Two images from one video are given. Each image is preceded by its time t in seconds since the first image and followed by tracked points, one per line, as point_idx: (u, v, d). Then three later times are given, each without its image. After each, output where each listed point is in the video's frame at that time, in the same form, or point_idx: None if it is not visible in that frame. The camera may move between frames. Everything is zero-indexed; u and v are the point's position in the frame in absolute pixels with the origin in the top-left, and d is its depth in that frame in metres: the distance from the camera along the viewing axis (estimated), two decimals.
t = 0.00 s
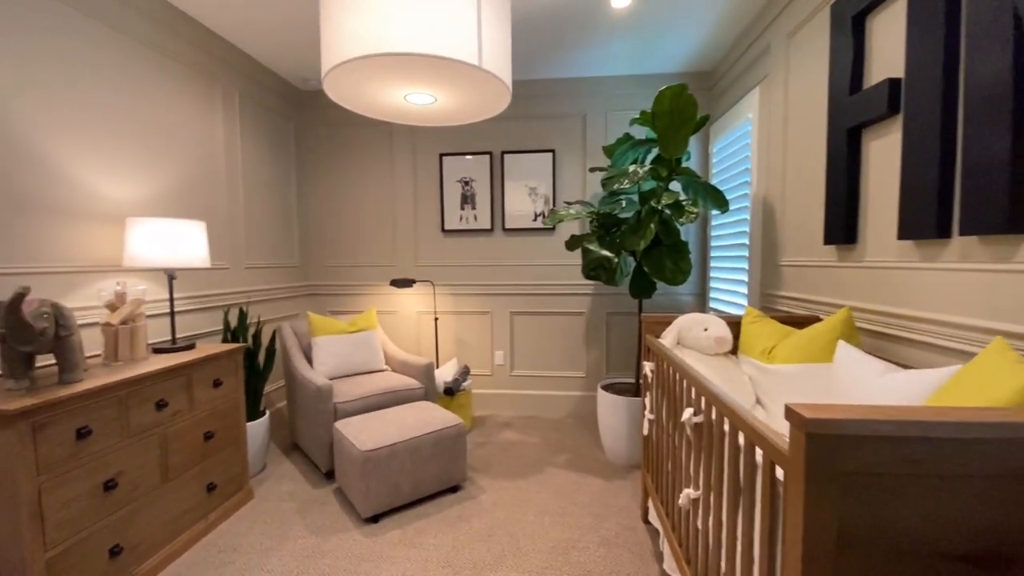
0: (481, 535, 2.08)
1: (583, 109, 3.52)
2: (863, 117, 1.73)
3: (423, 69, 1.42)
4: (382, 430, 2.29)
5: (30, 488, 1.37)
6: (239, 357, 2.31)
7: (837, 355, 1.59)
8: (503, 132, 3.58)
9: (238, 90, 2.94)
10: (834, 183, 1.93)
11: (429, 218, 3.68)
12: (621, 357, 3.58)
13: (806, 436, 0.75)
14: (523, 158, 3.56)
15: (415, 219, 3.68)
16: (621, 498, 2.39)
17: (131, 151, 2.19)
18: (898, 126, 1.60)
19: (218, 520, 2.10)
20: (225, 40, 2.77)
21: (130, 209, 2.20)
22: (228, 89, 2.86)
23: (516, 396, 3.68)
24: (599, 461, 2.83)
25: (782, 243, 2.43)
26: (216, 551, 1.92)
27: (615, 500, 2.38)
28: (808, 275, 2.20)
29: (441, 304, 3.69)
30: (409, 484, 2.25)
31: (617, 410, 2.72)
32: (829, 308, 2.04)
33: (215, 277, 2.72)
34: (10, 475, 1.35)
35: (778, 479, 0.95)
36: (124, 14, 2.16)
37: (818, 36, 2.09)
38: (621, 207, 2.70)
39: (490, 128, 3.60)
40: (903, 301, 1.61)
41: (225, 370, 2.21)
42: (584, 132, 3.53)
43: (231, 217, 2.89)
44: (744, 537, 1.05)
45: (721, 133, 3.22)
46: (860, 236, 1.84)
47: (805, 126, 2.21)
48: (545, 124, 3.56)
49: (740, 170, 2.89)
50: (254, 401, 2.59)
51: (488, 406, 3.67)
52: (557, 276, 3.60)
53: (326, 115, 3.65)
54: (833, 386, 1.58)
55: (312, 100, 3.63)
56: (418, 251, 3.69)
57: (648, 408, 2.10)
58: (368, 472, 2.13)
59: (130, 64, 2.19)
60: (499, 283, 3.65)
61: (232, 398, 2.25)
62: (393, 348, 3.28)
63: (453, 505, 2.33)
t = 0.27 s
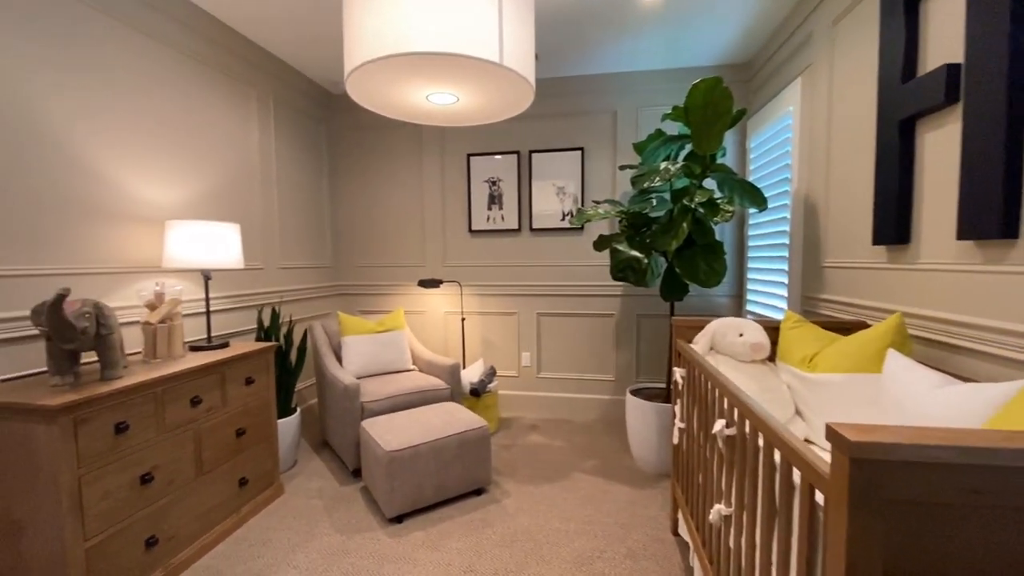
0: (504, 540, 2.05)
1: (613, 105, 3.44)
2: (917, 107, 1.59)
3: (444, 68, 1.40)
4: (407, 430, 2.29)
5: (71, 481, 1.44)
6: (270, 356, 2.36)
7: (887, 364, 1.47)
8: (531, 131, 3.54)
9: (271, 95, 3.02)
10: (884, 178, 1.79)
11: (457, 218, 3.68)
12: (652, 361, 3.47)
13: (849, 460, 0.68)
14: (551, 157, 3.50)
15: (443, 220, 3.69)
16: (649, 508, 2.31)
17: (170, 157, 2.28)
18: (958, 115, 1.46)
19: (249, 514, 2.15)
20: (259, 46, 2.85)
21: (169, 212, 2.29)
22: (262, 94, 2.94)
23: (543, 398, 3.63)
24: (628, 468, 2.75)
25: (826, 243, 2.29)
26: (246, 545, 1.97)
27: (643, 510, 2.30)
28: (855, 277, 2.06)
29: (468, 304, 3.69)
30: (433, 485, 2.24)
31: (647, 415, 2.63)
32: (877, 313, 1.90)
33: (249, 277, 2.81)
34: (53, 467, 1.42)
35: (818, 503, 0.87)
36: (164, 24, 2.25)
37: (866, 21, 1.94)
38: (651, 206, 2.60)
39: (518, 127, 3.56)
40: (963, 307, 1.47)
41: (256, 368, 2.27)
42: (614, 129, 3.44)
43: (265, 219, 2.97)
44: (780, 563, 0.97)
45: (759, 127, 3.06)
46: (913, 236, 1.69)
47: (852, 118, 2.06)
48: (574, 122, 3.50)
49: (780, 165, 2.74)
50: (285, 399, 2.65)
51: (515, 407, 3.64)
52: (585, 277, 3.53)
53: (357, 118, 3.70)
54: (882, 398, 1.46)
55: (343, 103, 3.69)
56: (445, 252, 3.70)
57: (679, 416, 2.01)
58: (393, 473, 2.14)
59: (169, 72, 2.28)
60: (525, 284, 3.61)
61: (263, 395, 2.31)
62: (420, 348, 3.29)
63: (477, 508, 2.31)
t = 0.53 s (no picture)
0: (528, 546, 2.02)
1: (644, 102, 3.34)
2: (978, 95, 1.45)
3: (467, 67, 1.37)
4: (432, 431, 2.30)
5: (112, 474, 1.50)
6: (301, 355, 2.42)
7: (943, 375, 1.35)
8: (559, 130, 3.49)
9: (305, 99, 3.10)
10: (940, 173, 1.65)
11: (485, 219, 3.67)
12: (684, 365, 3.36)
13: (900, 489, 0.61)
14: (580, 156, 3.44)
15: (472, 220, 3.69)
16: (679, 519, 2.22)
17: (208, 162, 2.37)
18: None
19: (280, 509, 2.21)
20: (293, 52, 2.93)
21: (207, 215, 2.38)
22: (296, 99, 3.02)
23: (570, 402, 3.57)
24: (657, 476, 2.66)
25: (874, 244, 2.14)
26: (276, 540, 2.02)
27: (673, 521, 2.21)
28: (907, 280, 1.91)
29: (496, 305, 3.67)
30: (458, 487, 2.23)
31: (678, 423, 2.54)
32: (933, 319, 1.75)
33: (283, 278, 2.89)
34: (96, 460, 1.49)
35: (863, 530, 0.80)
36: (202, 34, 2.33)
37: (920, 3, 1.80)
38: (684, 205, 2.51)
39: (547, 126, 3.52)
40: None
41: (288, 367, 2.32)
42: (645, 126, 3.35)
43: (298, 221, 3.05)
44: None
45: (801, 121, 2.90)
46: (973, 236, 1.55)
47: (904, 108, 1.91)
48: (603, 120, 3.42)
49: (823, 161, 2.59)
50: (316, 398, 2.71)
51: (542, 410, 3.60)
52: (615, 278, 3.45)
53: (388, 121, 3.76)
54: (937, 413, 1.34)
55: (374, 107, 3.75)
56: (473, 252, 3.70)
57: (711, 425, 1.93)
58: (417, 473, 2.14)
59: (207, 80, 2.37)
60: (553, 285, 3.56)
61: (295, 393, 2.36)
62: (447, 349, 3.30)
63: (502, 512, 2.28)
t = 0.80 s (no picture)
0: (551, 553, 1.98)
1: (675, 98, 3.25)
2: None
3: (488, 68, 1.35)
4: (455, 433, 2.29)
5: (148, 469, 1.57)
6: (329, 355, 2.46)
7: (1001, 390, 1.24)
8: (586, 129, 3.43)
9: (334, 104, 3.16)
10: (999, 169, 1.52)
11: (511, 220, 3.65)
12: (716, 370, 3.24)
13: (950, 522, 0.56)
14: (607, 155, 3.38)
15: (497, 221, 3.68)
16: (709, 531, 2.14)
17: (242, 167, 2.45)
18: None
19: (308, 506, 2.26)
20: (323, 58, 2.99)
21: (240, 218, 2.46)
22: (326, 104, 3.08)
23: (597, 405, 3.51)
24: (687, 485, 2.58)
25: (924, 245, 1.99)
26: (304, 536, 2.06)
27: (702, 533, 2.14)
28: (961, 285, 1.77)
29: (521, 307, 3.65)
30: (481, 490, 2.22)
31: (709, 431, 2.44)
32: (991, 327, 1.62)
33: (313, 279, 2.95)
34: (133, 455, 1.55)
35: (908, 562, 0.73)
36: (236, 43, 2.41)
37: None
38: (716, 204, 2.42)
39: (573, 126, 3.47)
40: None
41: (317, 367, 2.37)
42: (676, 123, 3.25)
43: (328, 223, 3.11)
44: None
45: (843, 115, 2.75)
46: None
47: (958, 99, 1.77)
48: (632, 118, 3.34)
49: (868, 157, 2.44)
50: (344, 397, 2.75)
51: (568, 413, 3.55)
52: (643, 279, 3.36)
53: (415, 123, 3.79)
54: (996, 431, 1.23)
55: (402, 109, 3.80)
56: (499, 253, 3.69)
57: (744, 435, 1.85)
58: (441, 475, 2.14)
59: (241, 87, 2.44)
60: (580, 286, 3.50)
61: (323, 393, 2.41)
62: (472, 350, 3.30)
63: (525, 517, 2.26)
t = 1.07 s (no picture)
0: (577, 560, 1.95)
1: (709, 94, 3.14)
2: None
3: (514, 68, 1.34)
4: (482, 435, 2.29)
5: (187, 463, 1.63)
6: (359, 354, 2.50)
7: None
8: (617, 127, 3.37)
9: (366, 108, 3.22)
10: None
11: (539, 220, 3.62)
12: (752, 376, 3.12)
13: (1013, 558, 0.51)
14: (638, 154, 3.30)
15: (525, 222, 3.66)
16: (743, 544, 2.06)
17: (277, 171, 2.53)
18: None
19: (338, 503, 2.31)
20: (355, 63, 3.05)
21: (275, 220, 2.54)
22: (358, 108, 3.14)
23: (626, 409, 3.44)
24: (719, 495, 2.49)
25: (984, 246, 1.85)
26: (334, 532, 2.10)
27: (735, 545, 2.05)
28: None
29: (549, 308, 3.62)
30: (507, 493, 2.21)
31: (743, 439, 2.35)
32: None
33: (344, 279, 3.01)
34: (173, 450, 1.62)
35: None
36: (273, 51, 2.49)
37: None
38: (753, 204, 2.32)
39: (603, 124, 3.41)
40: None
41: (347, 366, 2.42)
42: (710, 120, 3.14)
43: (359, 225, 3.17)
44: None
45: (891, 108, 2.59)
46: None
47: None
48: (664, 115, 3.26)
49: (919, 152, 2.29)
50: (373, 396, 2.79)
51: (596, 417, 3.49)
52: (675, 281, 3.27)
53: (444, 125, 3.82)
54: None
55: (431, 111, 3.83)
56: (527, 254, 3.67)
57: (782, 446, 1.76)
58: (467, 476, 2.14)
59: (276, 93, 2.52)
60: (609, 288, 3.44)
61: (353, 392, 2.45)
62: (500, 351, 3.29)
63: (551, 521, 2.23)
